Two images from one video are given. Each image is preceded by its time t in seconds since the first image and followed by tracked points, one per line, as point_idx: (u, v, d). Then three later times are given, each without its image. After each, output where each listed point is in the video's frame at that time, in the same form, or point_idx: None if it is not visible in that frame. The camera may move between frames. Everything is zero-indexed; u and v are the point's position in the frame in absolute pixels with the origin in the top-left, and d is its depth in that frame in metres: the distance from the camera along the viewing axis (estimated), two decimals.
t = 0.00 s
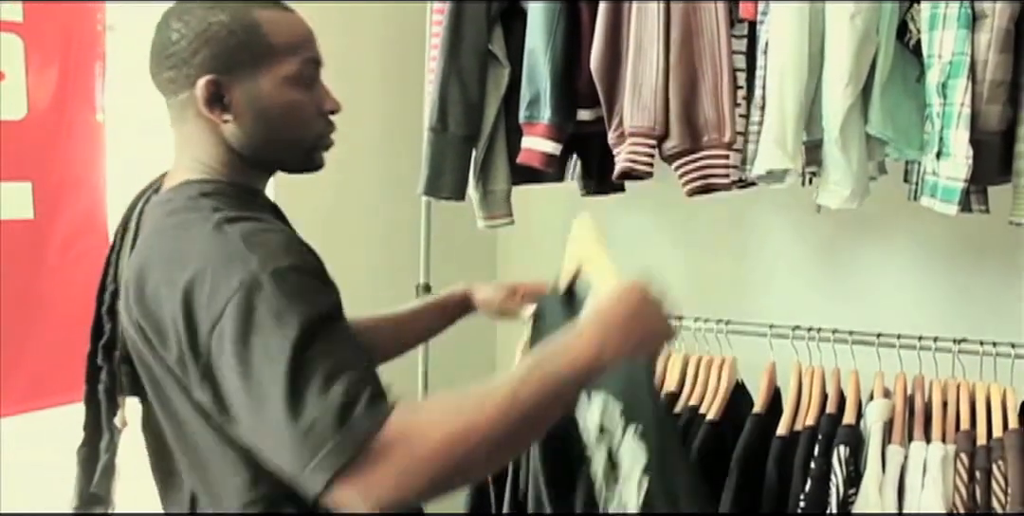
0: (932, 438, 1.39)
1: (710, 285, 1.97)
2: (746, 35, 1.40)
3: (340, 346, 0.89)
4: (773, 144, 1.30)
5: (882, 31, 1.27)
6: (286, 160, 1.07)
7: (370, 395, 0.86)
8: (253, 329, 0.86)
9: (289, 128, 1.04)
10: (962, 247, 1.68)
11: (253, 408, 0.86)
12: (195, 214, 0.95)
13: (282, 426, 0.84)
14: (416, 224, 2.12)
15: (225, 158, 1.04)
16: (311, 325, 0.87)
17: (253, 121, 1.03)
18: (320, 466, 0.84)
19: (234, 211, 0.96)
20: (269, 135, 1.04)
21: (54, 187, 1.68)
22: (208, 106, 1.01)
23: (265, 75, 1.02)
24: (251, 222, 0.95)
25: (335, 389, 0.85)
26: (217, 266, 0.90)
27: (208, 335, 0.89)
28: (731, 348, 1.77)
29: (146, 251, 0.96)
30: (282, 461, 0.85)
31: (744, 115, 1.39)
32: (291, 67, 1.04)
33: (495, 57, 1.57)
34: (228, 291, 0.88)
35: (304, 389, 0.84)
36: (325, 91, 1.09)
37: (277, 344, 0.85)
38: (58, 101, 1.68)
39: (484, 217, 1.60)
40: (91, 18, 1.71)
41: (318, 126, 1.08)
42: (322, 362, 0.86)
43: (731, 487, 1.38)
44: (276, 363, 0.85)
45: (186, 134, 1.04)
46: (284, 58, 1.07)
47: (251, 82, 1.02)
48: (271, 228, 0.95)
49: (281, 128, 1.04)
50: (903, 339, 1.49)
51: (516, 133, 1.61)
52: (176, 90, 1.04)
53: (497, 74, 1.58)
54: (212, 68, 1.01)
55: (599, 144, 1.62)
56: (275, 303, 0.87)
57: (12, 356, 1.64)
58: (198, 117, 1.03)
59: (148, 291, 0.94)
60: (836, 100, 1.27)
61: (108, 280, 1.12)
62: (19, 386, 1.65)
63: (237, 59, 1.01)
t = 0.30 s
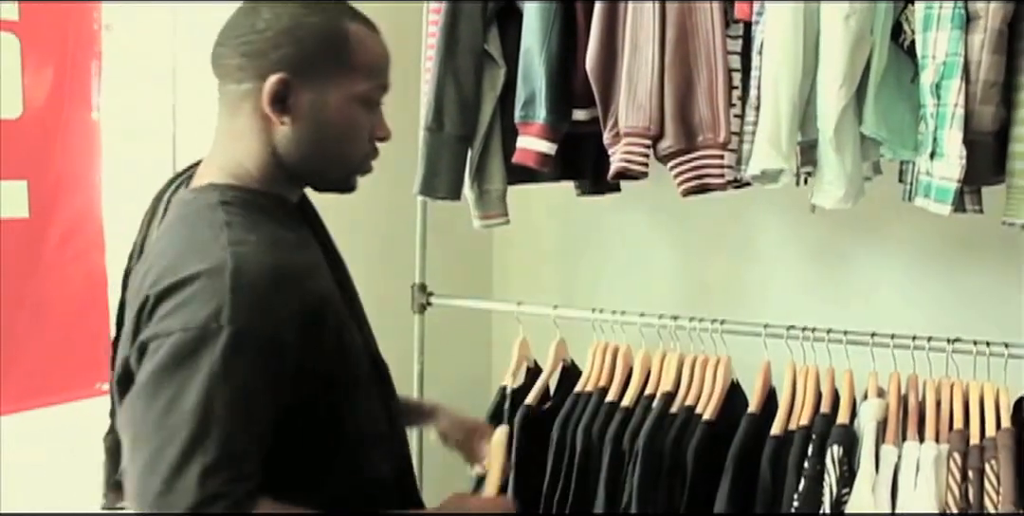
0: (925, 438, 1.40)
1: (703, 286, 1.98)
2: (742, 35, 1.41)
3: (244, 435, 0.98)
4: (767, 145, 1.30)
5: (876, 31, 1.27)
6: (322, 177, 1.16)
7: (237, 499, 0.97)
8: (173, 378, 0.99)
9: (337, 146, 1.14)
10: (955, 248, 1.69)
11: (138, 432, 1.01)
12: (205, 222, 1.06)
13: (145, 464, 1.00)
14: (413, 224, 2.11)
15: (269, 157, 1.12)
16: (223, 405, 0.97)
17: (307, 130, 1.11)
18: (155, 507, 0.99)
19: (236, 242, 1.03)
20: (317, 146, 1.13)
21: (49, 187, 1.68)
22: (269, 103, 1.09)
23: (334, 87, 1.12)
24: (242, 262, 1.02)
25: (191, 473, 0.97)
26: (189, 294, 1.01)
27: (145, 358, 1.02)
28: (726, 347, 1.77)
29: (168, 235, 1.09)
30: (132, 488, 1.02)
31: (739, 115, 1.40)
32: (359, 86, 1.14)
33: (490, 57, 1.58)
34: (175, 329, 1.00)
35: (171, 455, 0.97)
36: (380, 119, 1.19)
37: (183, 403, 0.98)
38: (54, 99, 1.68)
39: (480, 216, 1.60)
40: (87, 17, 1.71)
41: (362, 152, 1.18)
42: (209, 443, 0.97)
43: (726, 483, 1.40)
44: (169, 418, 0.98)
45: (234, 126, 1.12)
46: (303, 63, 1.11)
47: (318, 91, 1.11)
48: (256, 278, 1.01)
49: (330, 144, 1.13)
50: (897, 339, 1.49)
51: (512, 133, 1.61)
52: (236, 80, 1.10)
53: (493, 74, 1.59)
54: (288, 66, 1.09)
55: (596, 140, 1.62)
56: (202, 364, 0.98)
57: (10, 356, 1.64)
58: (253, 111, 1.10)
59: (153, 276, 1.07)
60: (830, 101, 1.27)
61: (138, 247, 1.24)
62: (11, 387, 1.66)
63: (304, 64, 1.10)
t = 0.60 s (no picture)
0: (894, 431, 1.42)
1: (677, 285, 1.99)
2: (714, 35, 1.42)
3: (209, 427, 1.00)
4: (739, 141, 1.32)
5: (846, 31, 1.29)
6: (333, 179, 1.19)
7: (199, 494, 0.99)
8: (138, 369, 1.02)
9: (354, 149, 1.17)
10: (926, 245, 1.72)
11: (102, 424, 1.03)
12: (180, 219, 1.09)
13: (108, 455, 1.02)
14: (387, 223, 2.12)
15: (285, 153, 1.15)
16: (186, 396, 1.00)
17: (327, 132, 1.15)
18: (117, 501, 1.01)
19: (207, 239, 1.06)
20: (334, 148, 1.16)
21: (20, 187, 1.66)
22: (297, 102, 1.13)
23: (362, 92, 1.16)
24: (209, 256, 1.05)
25: (154, 464, 0.99)
26: (157, 286, 1.04)
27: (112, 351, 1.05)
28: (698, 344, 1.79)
29: (146, 233, 1.12)
30: (95, 481, 1.04)
31: (712, 114, 1.41)
32: (384, 95, 1.18)
33: (466, 56, 1.59)
34: (140, 320, 1.03)
35: (134, 446, 1.00)
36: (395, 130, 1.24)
37: (147, 393, 1.00)
38: (25, 100, 1.66)
39: (454, 214, 1.61)
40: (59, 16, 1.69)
41: (374, 160, 1.22)
42: (171, 434, 0.99)
43: (698, 478, 1.44)
44: (133, 408, 1.01)
45: (253, 119, 1.15)
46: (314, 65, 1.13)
47: (345, 95, 1.15)
48: (222, 273, 1.04)
49: (347, 147, 1.17)
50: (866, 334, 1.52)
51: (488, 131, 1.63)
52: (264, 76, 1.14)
53: (468, 73, 1.59)
54: (320, 66, 1.13)
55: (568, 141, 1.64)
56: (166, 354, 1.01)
57: None
58: (277, 107, 1.14)
59: (127, 270, 1.10)
60: (801, 100, 1.29)
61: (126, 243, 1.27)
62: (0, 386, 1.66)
63: (335, 67, 1.14)
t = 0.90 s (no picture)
0: (825, 407, 1.47)
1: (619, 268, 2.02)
2: (653, 21, 1.44)
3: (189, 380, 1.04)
4: (674, 126, 1.35)
5: (779, 18, 1.31)
6: (319, 166, 1.22)
7: (187, 448, 1.03)
8: (117, 330, 1.03)
9: (342, 142, 1.21)
10: (858, 225, 1.76)
11: (82, 387, 1.05)
12: (156, 187, 1.12)
13: (91, 417, 1.04)
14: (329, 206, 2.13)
15: (279, 136, 1.18)
16: (169, 352, 1.03)
17: (322, 121, 1.18)
18: (99, 457, 1.03)
19: (182, 202, 1.09)
20: (326, 136, 1.20)
21: None
22: (299, 90, 1.15)
23: (362, 91, 1.20)
24: (184, 217, 1.07)
25: (140, 421, 1.02)
26: (133, 248, 1.06)
27: (89, 314, 1.06)
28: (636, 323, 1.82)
29: (121, 204, 1.14)
30: (79, 445, 1.05)
31: (650, 98, 1.44)
32: (377, 93, 1.23)
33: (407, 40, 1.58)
34: (117, 282, 1.05)
35: (118, 404, 1.02)
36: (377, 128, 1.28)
37: (130, 349, 1.02)
38: None
39: (396, 199, 1.66)
40: None
41: (357, 151, 1.26)
42: (157, 390, 1.02)
43: (635, 465, 1.51)
44: (114, 368, 1.03)
45: (252, 100, 1.17)
46: (297, 54, 1.15)
47: (346, 89, 1.19)
48: (197, 233, 1.07)
49: (338, 137, 1.21)
50: (798, 313, 1.56)
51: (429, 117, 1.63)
52: (269, 61, 1.16)
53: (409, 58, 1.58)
54: (327, 58, 1.16)
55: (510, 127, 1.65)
56: (145, 313, 1.03)
57: None
58: (277, 91, 1.16)
59: (101, 239, 1.11)
60: (734, 85, 1.32)
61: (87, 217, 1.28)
62: None
63: (340, 64, 1.18)
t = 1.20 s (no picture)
0: (774, 384, 1.51)
1: (580, 251, 2.05)
2: (606, 7, 1.48)
3: (215, 304, 1.14)
4: (624, 110, 1.38)
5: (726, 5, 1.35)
6: (347, 163, 1.34)
7: (195, 371, 1.12)
8: (156, 252, 1.14)
9: (372, 143, 1.34)
10: (809, 207, 1.80)
11: (113, 299, 1.15)
12: (212, 146, 1.25)
13: (117, 325, 1.13)
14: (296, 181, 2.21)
15: (320, 129, 1.30)
16: (199, 279, 1.13)
17: (362, 121, 1.32)
18: (119, 359, 1.12)
19: (232, 156, 1.22)
20: (361, 135, 1.33)
21: None
22: (349, 90, 1.29)
23: (397, 99, 1.34)
24: (233, 167, 1.20)
25: (163, 334, 1.12)
26: (183, 187, 1.19)
27: (133, 241, 1.18)
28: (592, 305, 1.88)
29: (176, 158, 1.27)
30: (98, 353, 1.14)
31: (603, 82, 1.46)
32: (409, 102, 1.36)
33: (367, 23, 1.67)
34: (166, 212, 1.17)
35: (147, 312, 1.12)
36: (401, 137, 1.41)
37: (165, 265, 1.13)
38: None
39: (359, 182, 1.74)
40: None
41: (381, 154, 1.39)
42: (183, 311, 1.12)
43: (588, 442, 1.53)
44: (147, 283, 1.13)
45: (304, 96, 1.30)
46: (348, 61, 1.29)
47: (386, 95, 1.33)
48: (241, 182, 1.20)
49: (370, 138, 1.34)
50: (749, 293, 1.60)
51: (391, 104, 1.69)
52: (325, 63, 1.29)
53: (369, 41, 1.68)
54: (376, 66, 1.31)
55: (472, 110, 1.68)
56: (184, 242, 1.14)
57: None
58: (328, 90, 1.29)
59: (154, 182, 1.24)
60: (682, 70, 1.35)
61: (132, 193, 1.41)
62: None
63: (385, 72, 1.32)
